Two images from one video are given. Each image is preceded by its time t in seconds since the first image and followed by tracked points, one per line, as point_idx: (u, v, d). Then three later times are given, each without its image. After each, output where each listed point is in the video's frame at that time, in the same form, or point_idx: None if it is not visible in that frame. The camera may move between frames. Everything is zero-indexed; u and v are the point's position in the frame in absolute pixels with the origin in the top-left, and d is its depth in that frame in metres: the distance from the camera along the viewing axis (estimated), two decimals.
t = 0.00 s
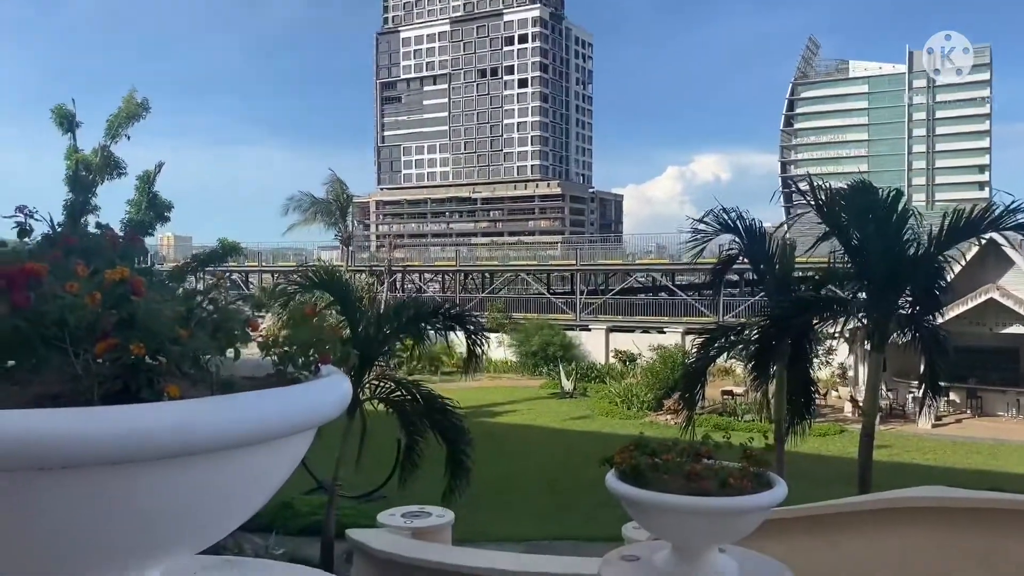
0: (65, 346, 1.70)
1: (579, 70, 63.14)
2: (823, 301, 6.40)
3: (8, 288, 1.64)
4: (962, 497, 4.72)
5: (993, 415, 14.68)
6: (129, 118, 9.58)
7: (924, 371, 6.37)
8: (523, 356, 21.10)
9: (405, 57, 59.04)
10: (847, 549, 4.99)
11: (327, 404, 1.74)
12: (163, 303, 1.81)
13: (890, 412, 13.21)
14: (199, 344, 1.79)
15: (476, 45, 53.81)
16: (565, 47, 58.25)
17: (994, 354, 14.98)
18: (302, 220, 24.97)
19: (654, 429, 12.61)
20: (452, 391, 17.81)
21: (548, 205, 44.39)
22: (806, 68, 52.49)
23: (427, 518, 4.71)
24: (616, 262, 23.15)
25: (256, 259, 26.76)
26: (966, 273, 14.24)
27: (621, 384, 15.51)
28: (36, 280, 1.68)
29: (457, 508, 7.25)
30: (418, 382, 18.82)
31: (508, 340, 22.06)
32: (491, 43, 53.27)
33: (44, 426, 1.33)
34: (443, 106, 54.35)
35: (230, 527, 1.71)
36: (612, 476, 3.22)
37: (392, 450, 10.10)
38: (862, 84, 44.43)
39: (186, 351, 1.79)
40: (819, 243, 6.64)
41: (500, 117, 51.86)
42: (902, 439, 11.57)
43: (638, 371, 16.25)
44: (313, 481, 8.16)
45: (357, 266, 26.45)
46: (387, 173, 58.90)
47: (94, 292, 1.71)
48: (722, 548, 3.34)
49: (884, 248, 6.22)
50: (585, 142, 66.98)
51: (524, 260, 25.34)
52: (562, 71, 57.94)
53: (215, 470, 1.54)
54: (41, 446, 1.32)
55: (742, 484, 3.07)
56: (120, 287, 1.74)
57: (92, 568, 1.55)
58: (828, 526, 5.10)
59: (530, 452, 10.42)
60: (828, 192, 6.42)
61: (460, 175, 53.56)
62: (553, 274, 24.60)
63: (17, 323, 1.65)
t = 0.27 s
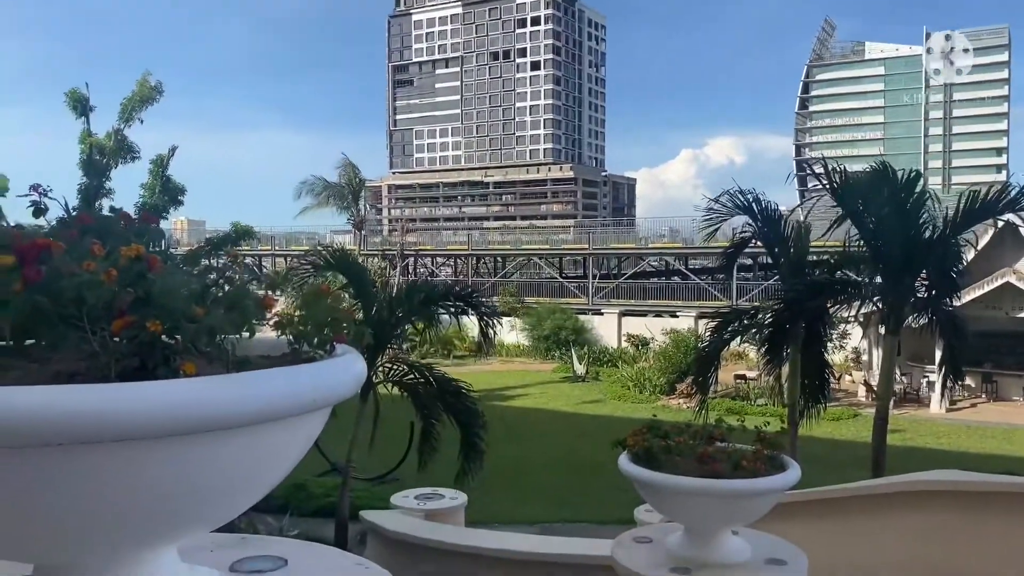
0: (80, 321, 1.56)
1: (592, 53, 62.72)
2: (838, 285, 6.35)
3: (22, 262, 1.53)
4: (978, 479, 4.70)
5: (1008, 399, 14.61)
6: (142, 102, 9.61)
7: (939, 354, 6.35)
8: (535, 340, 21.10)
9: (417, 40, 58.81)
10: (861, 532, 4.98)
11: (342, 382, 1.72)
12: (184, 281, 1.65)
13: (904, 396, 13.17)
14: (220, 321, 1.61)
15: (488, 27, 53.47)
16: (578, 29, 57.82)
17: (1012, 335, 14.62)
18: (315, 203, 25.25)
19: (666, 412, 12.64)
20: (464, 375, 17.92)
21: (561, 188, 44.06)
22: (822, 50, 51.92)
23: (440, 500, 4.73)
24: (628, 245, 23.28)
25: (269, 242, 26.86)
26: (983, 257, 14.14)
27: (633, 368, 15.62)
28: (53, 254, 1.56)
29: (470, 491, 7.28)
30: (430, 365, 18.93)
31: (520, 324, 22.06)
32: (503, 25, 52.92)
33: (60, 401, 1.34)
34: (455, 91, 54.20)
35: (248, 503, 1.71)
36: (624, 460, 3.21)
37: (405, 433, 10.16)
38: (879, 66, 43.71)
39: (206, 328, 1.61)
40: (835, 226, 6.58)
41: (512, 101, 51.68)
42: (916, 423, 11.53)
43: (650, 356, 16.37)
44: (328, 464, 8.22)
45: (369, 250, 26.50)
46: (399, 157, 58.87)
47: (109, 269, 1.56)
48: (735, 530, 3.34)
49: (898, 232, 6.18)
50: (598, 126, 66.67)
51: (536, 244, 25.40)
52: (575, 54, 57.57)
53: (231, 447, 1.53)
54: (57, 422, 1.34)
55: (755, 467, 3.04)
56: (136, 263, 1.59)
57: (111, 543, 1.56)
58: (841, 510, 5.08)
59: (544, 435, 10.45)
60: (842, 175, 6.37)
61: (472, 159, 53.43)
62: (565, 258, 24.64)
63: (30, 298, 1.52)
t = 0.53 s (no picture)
0: (96, 302, 1.56)
1: (603, 36, 62.27)
2: (851, 269, 6.31)
3: (39, 242, 1.52)
4: (990, 465, 4.68)
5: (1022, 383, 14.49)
6: (153, 86, 9.63)
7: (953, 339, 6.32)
8: (545, 326, 21.06)
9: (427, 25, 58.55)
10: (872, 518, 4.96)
11: (354, 361, 1.72)
12: (199, 260, 1.65)
13: (916, 380, 13.09)
14: (232, 302, 1.60)
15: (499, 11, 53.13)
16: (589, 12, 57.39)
17: None
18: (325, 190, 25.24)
19: (677, 397, 12.66)
20: (475, 360, 18.00)
21: (572, 172, 43.84)
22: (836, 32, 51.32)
23: (451, 483, 4.75)
24: (639, 231, 23.27)
25: (280, 227, 26.92)
26: (997, 240, 14.02)
27: (643, 354, 15.70)
28: (68, 234, 1.56)
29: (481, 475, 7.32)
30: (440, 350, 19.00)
31: (530, 309, 22.05)
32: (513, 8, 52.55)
33: (71, 378, 1.35)
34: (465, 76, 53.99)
35: (263, 481, 1.73)
36: (635, 442, 3.22)
37: (417, 416, 10.20)
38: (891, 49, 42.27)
39: (220, 309, 1.61)
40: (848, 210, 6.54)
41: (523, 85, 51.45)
42: (929, 408, 11.46)
43: (660, 342, 16.50)
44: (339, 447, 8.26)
45: (379, 235, 26.51)
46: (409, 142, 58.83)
47: (123, 248, 1.56)
48: (745, 514, 3.35)
49: (912, 215, 6.14)
50: (609, 110, 66.32)
51: (546, 230, 25.41)
52: (586, 37, 57.13)
53: (243, 426, 1.54)
54: (69, 399, 1.34)
55: (768, 450, 3.06)
56: (150, 244, 1.58)
57: (125, 521, 1.57)
58: (853, 496, 5.04)
59: (554, 419, 10.47)
60: (856, 157, 6.28)
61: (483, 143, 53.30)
62: (576, 243, 24.64)
63: (46, 278, 1.52)
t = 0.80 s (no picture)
0: (112, 284, 1.57)
1: (614, 22, 61.87)
2: (863, 255, 6.27)
3: (57, 222, 1.52)
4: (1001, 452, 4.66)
5: None
6: (164, 72, 9.67)
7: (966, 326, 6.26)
8: (555, 312, 21.07)
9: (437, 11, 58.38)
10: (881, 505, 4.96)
11: (363, 342, 1.73)
12: (211, 240, 1.64)
13: (927, 367, 13.04)
14: (245, 284, 1.60)
15: None
16: None
17: None
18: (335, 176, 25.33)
19: (687, 383, 12.68)
20: (485, 346, 18.08)
21: (582, 159, 43.70)
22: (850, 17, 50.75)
23: (461, 468, 4.77)
24: (649, 218, 23.23)
25: (291, 214, 27.03)
26: (1011, 226, 13.90)
27: (653, 340, 15.74)
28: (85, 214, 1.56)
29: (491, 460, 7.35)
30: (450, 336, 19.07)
31: (540, 296, 22.06)
32: None
33: (82, 359, 1.35)
34: (475, 62, 53.80)
35: (274, 462, 1.74)
36: (645, 427, 3.22)
37: (427, 402, 10.24)
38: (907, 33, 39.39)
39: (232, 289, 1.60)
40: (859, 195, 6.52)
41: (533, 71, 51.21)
42: (940, 395, 11.43)
43: (670, 329, 16.61)
44: (350, 432, 8.32)
45: (389, 222, 26.57)
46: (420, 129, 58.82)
47: (135, 229, 1.56)
48: (754, 498, 3.35)
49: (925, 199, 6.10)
50: (620, 97, 66.01)
51: (556, 216, 25.40)
52: (597, 23, 56.78)
53: (252, 406, 1.55)
54: (80, 377, 1.35)
55: (777, 435, 3.06)
56: (162, 225, 1.58)
57: (137, 501, 1.58)
58: (864, 482, 5.05)
59: (564, 405, 10.50)
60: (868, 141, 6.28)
61: (493, 130, 53.21)
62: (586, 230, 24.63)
63: (61, 258, 1.52)
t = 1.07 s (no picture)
0: (123, 263, 1.57)
1: (625, 9, 61.52)
2: (875, 242, 6.23)
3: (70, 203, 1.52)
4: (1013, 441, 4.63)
5: None
6: (174, 60, 9.70)
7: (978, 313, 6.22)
8: (565, 301, 21.07)
9: None
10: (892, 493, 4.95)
11: (373, 324, 1.73)
12: (223, 221, 1.65)
13: (939, 356, 12.97)
14: (257, 264, 1.60)
15: None
16: None
17: None
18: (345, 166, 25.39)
19: (697, 372, 12.68)
20: (495, 335, 18.13)
21: (592, 147, 43.54)
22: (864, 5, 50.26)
23: (471, 455, 4.79)
24: (659, 206, 23.22)
25: (301, 202, 27.11)
26: None
27: (662, 329, 15.79)
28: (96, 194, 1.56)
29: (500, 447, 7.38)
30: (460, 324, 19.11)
31: (549, 284, 22.04)
32: None
33: (98, 338, 1.35)
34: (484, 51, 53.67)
35: (284, 442, 1.75)
36: (654, 413, 3.22)
37: (437, 390, 10.28)
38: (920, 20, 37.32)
39: (243, 269, 1.61)
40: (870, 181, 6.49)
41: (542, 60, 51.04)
42: (951, 384, 11.38)
43: (680, 316, 16.66)
44: (360, 420, 8.36)
45: (399, 210, 26.59)
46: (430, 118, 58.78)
47: (148, 211, 1.56)
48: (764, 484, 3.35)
49: (937, 185, 6.06)
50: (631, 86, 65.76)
51: (566, 204, 25.37)
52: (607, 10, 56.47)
53: (262, 385, 1.55)
54: (90, 356, 1.34)
55: (787, 421, 3.05)
56: (173, 206, 1.58)
57: (151, 482, 1.60)
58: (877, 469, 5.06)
59: (573, 393, 10.52)
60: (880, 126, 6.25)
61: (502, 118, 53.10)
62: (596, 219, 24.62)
63: (71, 237, 1.52)
